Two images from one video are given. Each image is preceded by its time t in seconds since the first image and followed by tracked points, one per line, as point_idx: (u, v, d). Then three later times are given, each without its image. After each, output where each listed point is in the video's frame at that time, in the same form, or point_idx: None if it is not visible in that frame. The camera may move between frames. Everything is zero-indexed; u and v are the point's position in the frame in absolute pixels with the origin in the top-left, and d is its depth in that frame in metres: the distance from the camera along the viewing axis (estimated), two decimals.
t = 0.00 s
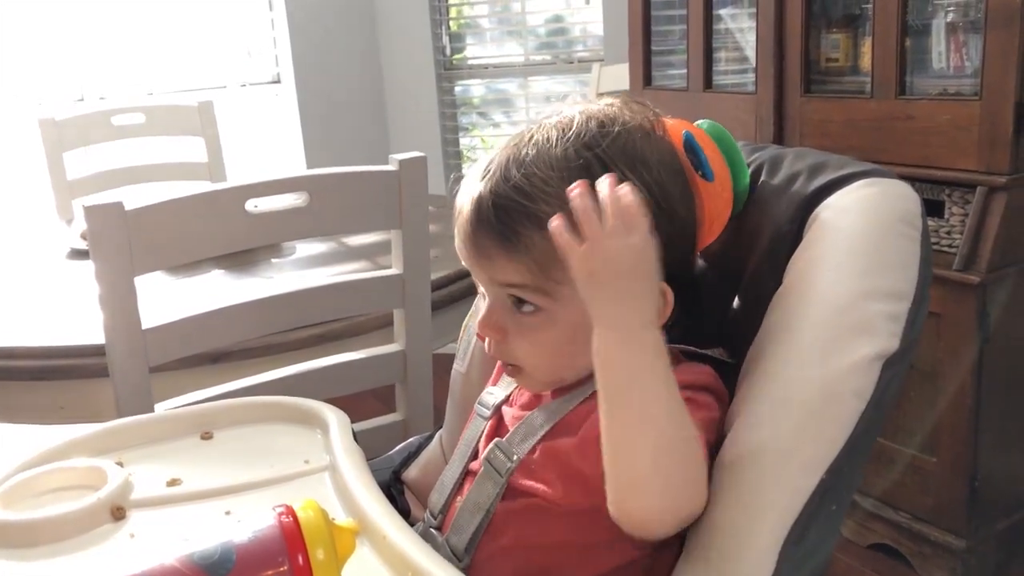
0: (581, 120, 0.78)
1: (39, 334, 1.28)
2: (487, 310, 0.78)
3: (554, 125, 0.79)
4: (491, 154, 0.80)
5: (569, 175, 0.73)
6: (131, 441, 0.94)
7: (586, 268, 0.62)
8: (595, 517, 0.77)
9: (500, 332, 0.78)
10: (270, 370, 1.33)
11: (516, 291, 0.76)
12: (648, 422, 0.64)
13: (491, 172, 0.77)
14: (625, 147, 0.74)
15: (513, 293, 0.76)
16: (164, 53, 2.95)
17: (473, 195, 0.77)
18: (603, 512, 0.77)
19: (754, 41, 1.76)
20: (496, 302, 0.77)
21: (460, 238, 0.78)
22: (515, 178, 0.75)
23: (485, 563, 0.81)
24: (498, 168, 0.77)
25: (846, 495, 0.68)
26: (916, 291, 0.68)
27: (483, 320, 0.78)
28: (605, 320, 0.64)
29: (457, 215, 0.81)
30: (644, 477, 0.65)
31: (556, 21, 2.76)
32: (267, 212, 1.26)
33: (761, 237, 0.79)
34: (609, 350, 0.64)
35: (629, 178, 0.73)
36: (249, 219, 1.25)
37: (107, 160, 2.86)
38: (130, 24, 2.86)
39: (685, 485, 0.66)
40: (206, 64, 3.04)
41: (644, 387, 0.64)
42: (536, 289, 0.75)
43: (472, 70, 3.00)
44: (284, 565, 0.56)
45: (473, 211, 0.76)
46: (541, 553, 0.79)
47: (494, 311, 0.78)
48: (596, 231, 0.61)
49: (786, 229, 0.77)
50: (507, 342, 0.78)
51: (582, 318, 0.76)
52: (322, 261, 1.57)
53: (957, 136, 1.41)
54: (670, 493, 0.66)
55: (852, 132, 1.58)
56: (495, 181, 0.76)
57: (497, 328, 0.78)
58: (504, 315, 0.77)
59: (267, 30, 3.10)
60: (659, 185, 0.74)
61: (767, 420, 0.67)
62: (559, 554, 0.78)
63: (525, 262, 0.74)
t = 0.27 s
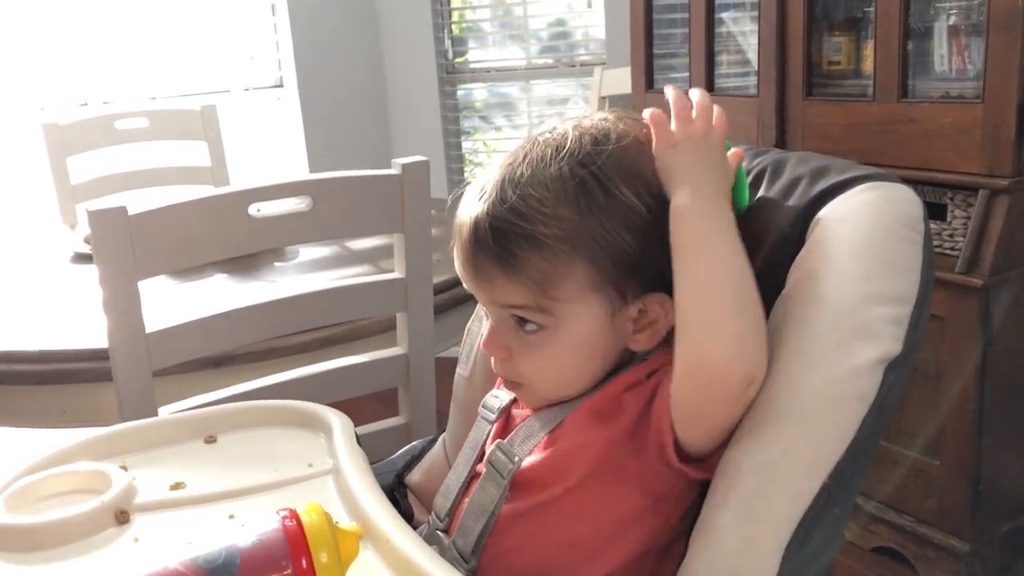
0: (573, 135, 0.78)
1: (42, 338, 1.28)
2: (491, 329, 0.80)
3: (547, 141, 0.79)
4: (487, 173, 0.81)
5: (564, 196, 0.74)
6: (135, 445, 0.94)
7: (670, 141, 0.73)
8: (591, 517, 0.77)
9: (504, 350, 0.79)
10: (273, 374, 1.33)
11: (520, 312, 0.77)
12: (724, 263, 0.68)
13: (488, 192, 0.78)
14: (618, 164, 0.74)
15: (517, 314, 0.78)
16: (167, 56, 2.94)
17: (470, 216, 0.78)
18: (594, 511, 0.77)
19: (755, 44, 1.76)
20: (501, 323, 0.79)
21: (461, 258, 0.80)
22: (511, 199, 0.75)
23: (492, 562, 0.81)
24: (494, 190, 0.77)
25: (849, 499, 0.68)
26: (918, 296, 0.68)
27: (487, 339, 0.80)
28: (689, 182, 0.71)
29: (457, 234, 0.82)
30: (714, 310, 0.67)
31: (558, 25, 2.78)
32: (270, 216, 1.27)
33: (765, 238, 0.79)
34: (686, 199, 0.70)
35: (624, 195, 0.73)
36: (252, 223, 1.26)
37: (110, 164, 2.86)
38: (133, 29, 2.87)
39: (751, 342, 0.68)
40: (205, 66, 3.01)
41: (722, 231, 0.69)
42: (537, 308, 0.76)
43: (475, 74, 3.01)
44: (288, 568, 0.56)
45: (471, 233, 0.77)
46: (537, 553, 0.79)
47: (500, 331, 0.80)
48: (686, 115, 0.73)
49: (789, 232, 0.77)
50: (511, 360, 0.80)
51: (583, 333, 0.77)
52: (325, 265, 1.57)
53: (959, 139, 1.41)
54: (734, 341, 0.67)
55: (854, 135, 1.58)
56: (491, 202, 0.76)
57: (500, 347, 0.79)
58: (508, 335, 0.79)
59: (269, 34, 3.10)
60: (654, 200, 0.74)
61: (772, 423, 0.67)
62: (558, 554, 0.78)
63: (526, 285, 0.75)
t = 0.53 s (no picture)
0: (531, 152, 0.77)
1: (45, 339, 1.28)
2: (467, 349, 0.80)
3: (507, 158, 0.78)
4: (449, 193, 0.80)
5: (528, 215, 0.74)
6: (136, 446, 0.94)
7: (647, 102, 0.69)
8: (594, 515, 0.77)
9: (480, 370, 0.80)
10: (274, 376, 1.33)
11: (493, 332, 0.77)
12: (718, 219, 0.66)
13: (452, 213, 0.78)
14: (580, 180, 0.74)
15: (491, 333, 0.78)
16: (170, 59, 2.95)
17: (436, 238, 0.78)
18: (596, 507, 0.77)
19: (757, 48, 1.76)
20: (476, 342, 0.80)
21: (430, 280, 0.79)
22: (475, 221, 0.75)
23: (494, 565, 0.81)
24: (457, 212, 0.77)
25: (850, 503, 0.68)
26: (919, 299, 0.68)
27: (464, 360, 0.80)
28: (676, 143, 0.68)
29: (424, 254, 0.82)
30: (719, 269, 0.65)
31: (561, 28, 2.77)
32: (272, 218, 1.27)
33: (766, 241, 0.80)
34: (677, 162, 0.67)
35: (590, 209, 0.74)
36: (255, 225, 1.26)
37: (113, 166, 2.87)
38: (135, 31, 2.87)
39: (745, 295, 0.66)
40: (212, 70, 3.04)
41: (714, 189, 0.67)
42: (510, 326, 0.76)
43: (477, 77, 3.01)
44: (289, 569, 0.56)
45: (438, 255, 0.77)
46: (543, 553, 0.79)
47: (476, 351, 0.80)
48: (659, 72, 0.69)
49: (791, 236, 0.78)
50: (488, 379, 0.80)
51: (558, 346, 0.77)
52: (327, 267, 1.57)
53: (961, 144, 1.41)
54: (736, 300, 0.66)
55: (856, 139, 1.58)
56: (456, 224, 0.76)
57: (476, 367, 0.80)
58: (484, 354, 0.79)
59: (272, 37, 3.11)
60: (621, 213, 0.74)
61: (773, 424, 0.67)
62: (563, 555, 0.78)
63: (499, 306, 0.75)
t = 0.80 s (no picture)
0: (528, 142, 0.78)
1: (42, 340, 1.28)
2: (454, 335, 0.79)
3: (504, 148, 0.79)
4: (444, 180, 0.80)
5: (520, 197, 0.73)
6: (133, 447, 0.94)
7: (567, 152, 0.59)
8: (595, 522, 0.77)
9: (468, 357, 0.78)
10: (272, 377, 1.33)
11: (481, 316, 0.76)
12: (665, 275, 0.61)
13: (444, 196, 0.77)
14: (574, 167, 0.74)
15: (479, 318, 0.77)
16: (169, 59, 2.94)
17: (428, 220, 0.77)
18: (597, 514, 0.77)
19: (757, 53, 1.76)
20: (464, 328, 0.78)
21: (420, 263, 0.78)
22: (468, 202, 0.75)
23: (489, 568, 0.81)
24: (451, 194, 0.77)
25: (847, 507, 0.68)
26: (916, 302, 0.69)
27: (451, 346, 0.79)
28: (604, 195, 0.60)
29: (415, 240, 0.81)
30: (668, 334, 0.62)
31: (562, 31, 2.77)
32: (271, 219, 1.27)
33: (762, 245, 0.80)
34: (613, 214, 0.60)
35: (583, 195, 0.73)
36: (253, 226, 1.26)
37: (112, 167, 2.86)
38: (134, 32, 2.87)
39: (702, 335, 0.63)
40: (211, 72, 3.04)
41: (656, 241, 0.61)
42: (500, 311, 0.75)
43: (477, 80, 3.01)
44: (284, 571, 0.56)
45: (429, 237, 0.76)
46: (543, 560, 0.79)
47: (463, 338, 0.78)
48: (569, 109, 0.59)
49: (787, 239, 0.78)
50: (476, 366, 0.79)
51: (547, 335, 0.76)
52: (325, 269, 1.57)
53: (960, 149, 1.41)
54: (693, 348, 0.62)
55: (856, 144, 1.58)
56: (449, 206, 0.76)
57: (463, 354, 0.78)
58: (472, 340, 0.78)
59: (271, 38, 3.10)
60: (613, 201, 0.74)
61: (771, 428, 0.67)
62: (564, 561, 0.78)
63: (486, 288, 0.74)
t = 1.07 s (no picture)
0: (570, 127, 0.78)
1: (36, 341, 1.28)
2: (478, 319, 0.79)
3: (542, 133, 0.78)
4: (480, 162, 0.80)
5: (558, 183, 0.73)
6: (128, 449, 0.94)
7: (611, 187, 0.69)
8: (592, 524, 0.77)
9: (489, 341, 0.78)
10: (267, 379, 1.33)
11: (506, 300, 0.76)
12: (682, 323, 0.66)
13: (481, 177, 0.77)
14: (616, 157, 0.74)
15: (503, 302, 0.76)
16: (166, 61, 2.94)
17: (463, 201, 0.77)
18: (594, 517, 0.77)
19: (753, 57, 1.76)
20: (487, 312, 0.78)
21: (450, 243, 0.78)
22: (505, 184, 0.75)
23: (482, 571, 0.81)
24: (488, 175, 0.77)
25: (843, 509, 0.69)
26: (913, 305, 0.69)
27: (473, 329, 0.78)
28: (636, 232, 0.67)
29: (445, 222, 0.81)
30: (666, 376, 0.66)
31: (559, 35, 2.78)
32: (268, 221, 1.27)
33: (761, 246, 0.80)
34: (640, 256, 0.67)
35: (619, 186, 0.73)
36: (249, 227, 1.25)
37: (107, 168, 2.86)
38: (131, 34, 2.86)
39: (706, 403, 0.66)
40: (204, 71, 3.02)
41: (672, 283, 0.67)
42: (526, 296, 0.75)
43: (473, 83, 3.02)
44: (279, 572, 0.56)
45: (463, 217, 0.76)
46: (538, 563, 0.79)
47: (486, 322, 0.78)
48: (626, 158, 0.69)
49: (786, 242, 0.78)
50: (497, 351, 0.78)
51: (570, 325, 0.76)
52: (321, 271, 1.57)
53: (956, 153, 1.42)
54: (695, 404, 0.66)
55: (851, 148, 1.58)
56: (485, 186, 0.76)
57: (485, 338, 0.78)
58: (492, 325, 0.78)
59: (268, 40, 3.10)
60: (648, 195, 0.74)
61: (770, 430, 0.67)
62: (559, 566, 0.78)
63: (515, 272, 0.74)
